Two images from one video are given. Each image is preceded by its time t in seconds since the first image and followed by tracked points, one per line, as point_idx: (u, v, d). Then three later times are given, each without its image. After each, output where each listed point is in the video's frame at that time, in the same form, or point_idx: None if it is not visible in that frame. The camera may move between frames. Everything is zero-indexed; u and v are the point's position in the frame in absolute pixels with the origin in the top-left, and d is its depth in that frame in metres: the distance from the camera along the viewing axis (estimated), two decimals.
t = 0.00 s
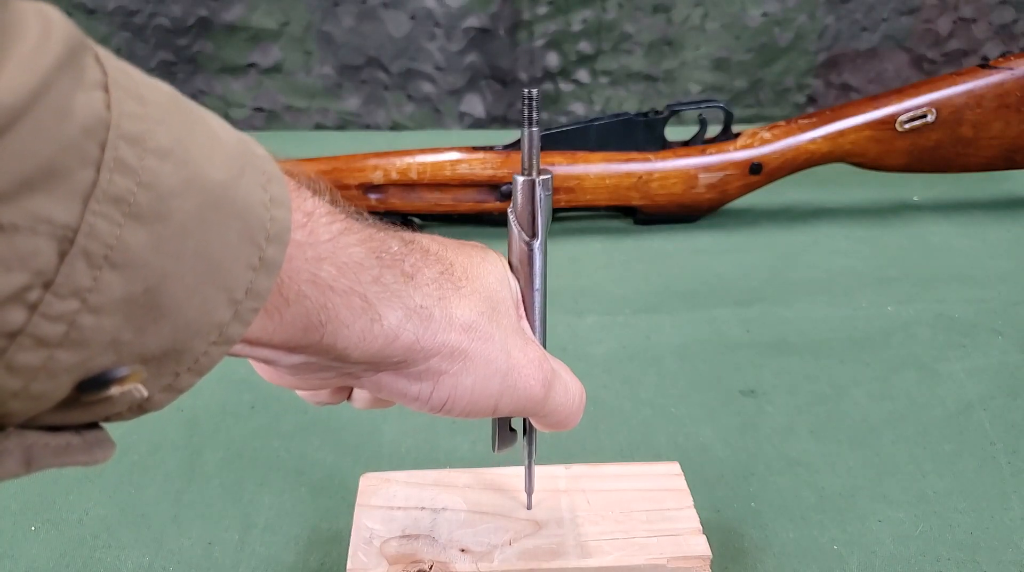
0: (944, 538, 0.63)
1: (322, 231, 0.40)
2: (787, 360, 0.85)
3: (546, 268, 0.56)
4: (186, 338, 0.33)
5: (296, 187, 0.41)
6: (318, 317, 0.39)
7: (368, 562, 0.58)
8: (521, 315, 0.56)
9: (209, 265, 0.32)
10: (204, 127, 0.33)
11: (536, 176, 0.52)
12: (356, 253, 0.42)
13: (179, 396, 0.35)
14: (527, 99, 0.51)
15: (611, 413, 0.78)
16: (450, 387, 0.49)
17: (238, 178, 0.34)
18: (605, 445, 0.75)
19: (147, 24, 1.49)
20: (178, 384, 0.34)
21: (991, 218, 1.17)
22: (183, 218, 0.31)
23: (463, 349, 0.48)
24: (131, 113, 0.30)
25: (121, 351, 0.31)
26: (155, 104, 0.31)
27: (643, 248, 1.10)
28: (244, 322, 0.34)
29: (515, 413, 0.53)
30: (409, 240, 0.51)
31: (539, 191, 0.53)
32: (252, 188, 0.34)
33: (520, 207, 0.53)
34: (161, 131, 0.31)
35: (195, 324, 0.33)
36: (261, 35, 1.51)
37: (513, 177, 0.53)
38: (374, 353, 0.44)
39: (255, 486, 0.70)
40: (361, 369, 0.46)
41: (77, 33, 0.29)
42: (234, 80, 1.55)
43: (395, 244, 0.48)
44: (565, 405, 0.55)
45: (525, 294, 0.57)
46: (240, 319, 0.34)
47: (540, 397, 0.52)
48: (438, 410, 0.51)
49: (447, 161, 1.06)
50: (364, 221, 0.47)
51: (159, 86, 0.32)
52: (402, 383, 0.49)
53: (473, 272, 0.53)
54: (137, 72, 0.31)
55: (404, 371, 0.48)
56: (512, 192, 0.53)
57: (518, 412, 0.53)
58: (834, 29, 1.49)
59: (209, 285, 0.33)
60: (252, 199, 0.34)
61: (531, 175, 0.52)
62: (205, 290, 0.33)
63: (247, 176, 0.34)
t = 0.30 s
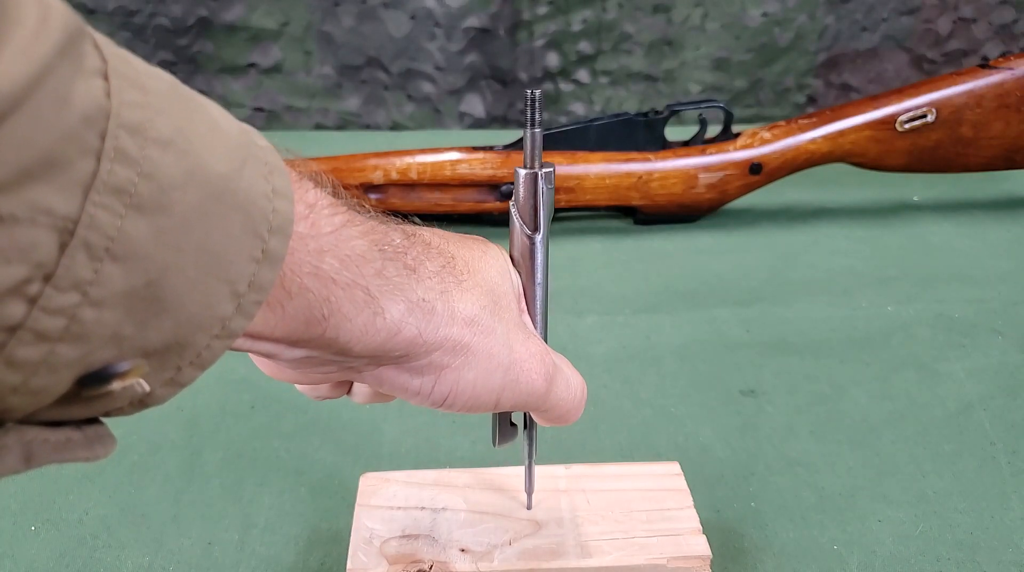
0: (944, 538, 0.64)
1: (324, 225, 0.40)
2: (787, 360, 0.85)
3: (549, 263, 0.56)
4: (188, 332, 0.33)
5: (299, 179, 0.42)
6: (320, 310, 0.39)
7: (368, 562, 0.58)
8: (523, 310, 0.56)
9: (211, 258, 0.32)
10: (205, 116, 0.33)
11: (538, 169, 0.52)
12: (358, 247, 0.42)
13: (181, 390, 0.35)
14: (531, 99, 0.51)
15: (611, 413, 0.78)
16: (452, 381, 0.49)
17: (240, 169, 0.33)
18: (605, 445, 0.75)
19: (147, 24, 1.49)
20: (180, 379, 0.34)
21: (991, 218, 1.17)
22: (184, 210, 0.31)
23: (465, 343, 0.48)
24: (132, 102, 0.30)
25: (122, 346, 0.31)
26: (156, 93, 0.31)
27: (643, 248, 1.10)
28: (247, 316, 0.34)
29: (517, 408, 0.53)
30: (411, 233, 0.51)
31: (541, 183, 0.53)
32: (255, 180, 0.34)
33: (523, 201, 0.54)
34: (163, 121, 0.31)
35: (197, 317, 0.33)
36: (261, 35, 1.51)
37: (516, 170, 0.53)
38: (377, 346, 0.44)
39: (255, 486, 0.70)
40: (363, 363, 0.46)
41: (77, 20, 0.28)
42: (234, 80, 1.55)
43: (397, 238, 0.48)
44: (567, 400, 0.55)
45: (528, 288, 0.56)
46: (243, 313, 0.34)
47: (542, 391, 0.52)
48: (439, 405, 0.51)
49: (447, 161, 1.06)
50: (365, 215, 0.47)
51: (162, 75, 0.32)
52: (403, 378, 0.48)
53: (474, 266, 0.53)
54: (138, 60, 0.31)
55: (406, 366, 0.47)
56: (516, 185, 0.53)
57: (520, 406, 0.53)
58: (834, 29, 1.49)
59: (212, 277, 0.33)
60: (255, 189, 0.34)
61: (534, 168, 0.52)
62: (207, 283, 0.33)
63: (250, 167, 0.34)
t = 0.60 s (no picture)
0: (944, 538, 0.64)
1: (326, 221, 0.40)
2: (787, 360, 0.85)
3: (550, 261, 0.56)
4: (188, 331, 0.33)
5: (300, 176, 0.42)
6: (322, 308, 0.39)
7: (368, 562, 0.58)
8: (523, 308, 0.56)
9: (211, 256, 0.32)
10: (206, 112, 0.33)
11: (541, 168, 0.52)
12: (360, 244, 0.42)
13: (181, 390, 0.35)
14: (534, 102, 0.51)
15: (612, 413, 0.78)
16: (453, 379, 0.49)
17: (241, 166, 0.33)
18: (605, 445, 0.75)
19: (147, 24, 1.49)
20: (181, 378, 0.34)
21: (991, 218, 1.17)
22: (185, 208, 0.31)
23: (467, 340, 0.48)
24: (131, 99, 0.30)
25: (121, 345, 0.31)
26: (157, 90, 0.31)
27: (643, 248, 1.10)
28: (248, 315, 0.34)
29: (519, 405, 0.53)
30: (414, 230, 0.51)
31: (544, 183, 0.53)
32: (256, 177, 0.34)
33: (525, 199, 0.54)
34: (163, 118, 0.31)
35: (198, 317, 0.33)
36: (261, 35, 1.51)
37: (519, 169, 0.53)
38: (379, 344, 0.44)
39: (255, 486, 0.70)
40: (364, 360, 0.46)
41: (77, 17, 0.28)
42: (234, 80, 1.55)
43: (399, 234, 0.48)
44: (570, 397, 0.55)
45: (529, 286, 0.56)
46: (244, 312, 0.34)
47: (543, 390, 0.52)
48: (441, 403, 0.51)
49: (447, 161, 1.06)
50: (368, 211, 0.47)
51: (163, 71, 0.32)
52: (405, 375, 0.49)
53: (476, 263, 0.53)
54: (139, 56, 0.31)
55: (407, 363, 0.47)
56: (518, 183, 0.53)
57: (522, 404, 0.53)
58: (834, 29, 1.49)
59: (212, 276, 0.33)
60: (256, 187, 0.34)
61: (537, 167, 0.52)
62: (207, 282, 0.32)
63: (251, 164, 0.34)
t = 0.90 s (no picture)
0: (944, 538, 0.63)
1: (323, 206, 0.40)
2: (787, 360, 0.85)
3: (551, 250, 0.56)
4: (184, 316, 0.33)
5: (297, 161, 0.42)
6: (320, 293, 0.39)
7: (368, 562, 0.58)
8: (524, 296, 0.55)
9: (208, 240, 0.32)
10: (201, 96, 0.33)
11: (541, 155, 0.52)
12: (357, 229, 0.42)
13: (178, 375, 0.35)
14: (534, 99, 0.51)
15: (612, 413, 0.78)
16: (454, 365, 0.49)
17: (237, 150, 0.34)
18: (605, 445, 0.75)
19: (147, 24, 1.48)
20: (177, 363, 0.34)
21: (991, 217, 1.17)
22: (181, 191, 0.31)
23: (467, 326, 0.48)
24: (125, 81, 0.29)
25: (118, 330, 0.31)
26: (151, 72, 0.31)
27: (643, 248, 1.10)
28: (245, 299, 0.34)
29: (520, 392, 0.53)
30: (411, 218, 0.51)
31: (544, 170, 0.53)
32: (252, 162, 0.34)
33: (525, 187, 0.54)
34: (158, 101, 0.31)
35: (195, 300, 0.33)
36: (261, 35, 1.51)
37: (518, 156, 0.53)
38: (378, 330, 0.44)
39: (255, 486, 0.70)
40: (364, 347, 0.46)
41: None
42: (234, 80, 1.55)
43: (397, 221, 0.48)
44: (571, 385, 0.55)
45: (530, 275, 0.56)
46: (241, 296, 0.34)
47: (545, 376, 0.52)
48: (442, 388, 0.51)
49: (447, 161, 1.06)
50: (365, 198, 0.47)
51: (156, 54, 0.32)
52: (405, 362, 0.49)
53: (472, 252, 0.53)
54: (132, 39, 0.31)
55: (407, 349, 0.48)
56: (518, 171, 0.53)
57: (524, 389, 0.53)
58: (834, 29, 1.49)
59: (209, 260, 0.33)
60: (251, 172, 0.34)
61: (536, 154, 0.52)
62: (204, 266, 0.33)
63: (247, 148, 0.34)
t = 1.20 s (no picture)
0: (944, 538, 0.63)
1: (327, 187, 0.40)
2: (787, 360, 0.85)
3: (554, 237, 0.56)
4: (190, 299, 0.33)
5: (300, 143, 0.42)
6: (326, 274, 0.39)
7: (368, 562, 0.58)
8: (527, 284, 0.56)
9: (212, 222, 0.32)
10: (205, 77, 0.33)
11: (545, 142, 0.52)
12: (362, 211, 0.42)
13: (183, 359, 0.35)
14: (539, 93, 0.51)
15: (611, 413, 0.78)
16: (458, 349, 0.49)
17: (241, 133, 0.33)
18: (605, 445, 0.75)
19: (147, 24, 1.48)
20: (182, 346, 0.34)
21: (991, 217, 1.17)
22: (186, 173, 0.31)
23: (472, 310, 0.48)
24: (130, 62, 0.29)
25: (124, 313, 0.31)
26: (155, 53, 0.31)
27: (643, 247, 1.10)
28: (249, 282, 0.34)
29: (525, 377, 0.53)
30: (414, 203, 0.51)
31: (549, 157, 0.52)
32: (256, 143, 0.34)
33: (529, 174, 0.53)
34: (163, 82, 0.31)
35: (199, 283, 0.33)
36: (261, 35, 1.51)
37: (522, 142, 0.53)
38: (384, 313, 0.44)
39: (254, 486, 0.70)
40: (370, 330, 0.46)
41: None
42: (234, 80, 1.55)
43: (401, 205, 0.48)
44: (575, 370, 0.55)
45: (532, 262, 0.56)
46: (245, 279, 0.34)
47: (550, 362, 0.52)
48: (446, 372, 0.51)
49: (447, 161, 1.06)
50: (369, 181, 0.47)
51: (161, 35, 0.32)
52: (410, 345, 0.49)
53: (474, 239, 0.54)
54: (136, 19, 0.31)
55: (412, 333, 0.48)
56: (523, 157, 0.53)
57: (529, 374, 0.53)
58: (834, 29, 1.49)
59: (214, 243, 0.33)
60: (256, 154, 0.34)
61: (541, 141, 0.52)
62: (209, 249, 0.33)
63: (251, 129, 0.34)
